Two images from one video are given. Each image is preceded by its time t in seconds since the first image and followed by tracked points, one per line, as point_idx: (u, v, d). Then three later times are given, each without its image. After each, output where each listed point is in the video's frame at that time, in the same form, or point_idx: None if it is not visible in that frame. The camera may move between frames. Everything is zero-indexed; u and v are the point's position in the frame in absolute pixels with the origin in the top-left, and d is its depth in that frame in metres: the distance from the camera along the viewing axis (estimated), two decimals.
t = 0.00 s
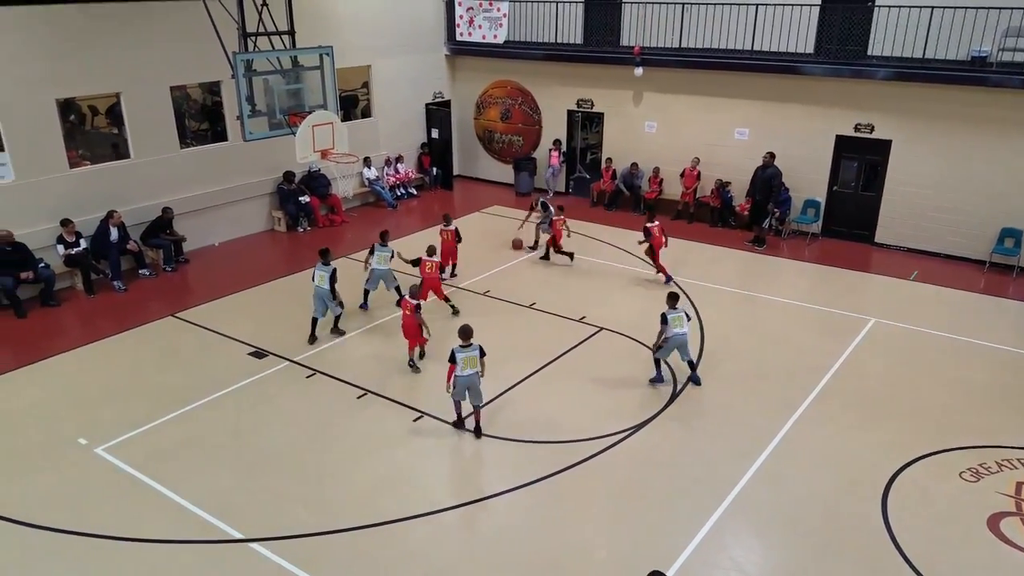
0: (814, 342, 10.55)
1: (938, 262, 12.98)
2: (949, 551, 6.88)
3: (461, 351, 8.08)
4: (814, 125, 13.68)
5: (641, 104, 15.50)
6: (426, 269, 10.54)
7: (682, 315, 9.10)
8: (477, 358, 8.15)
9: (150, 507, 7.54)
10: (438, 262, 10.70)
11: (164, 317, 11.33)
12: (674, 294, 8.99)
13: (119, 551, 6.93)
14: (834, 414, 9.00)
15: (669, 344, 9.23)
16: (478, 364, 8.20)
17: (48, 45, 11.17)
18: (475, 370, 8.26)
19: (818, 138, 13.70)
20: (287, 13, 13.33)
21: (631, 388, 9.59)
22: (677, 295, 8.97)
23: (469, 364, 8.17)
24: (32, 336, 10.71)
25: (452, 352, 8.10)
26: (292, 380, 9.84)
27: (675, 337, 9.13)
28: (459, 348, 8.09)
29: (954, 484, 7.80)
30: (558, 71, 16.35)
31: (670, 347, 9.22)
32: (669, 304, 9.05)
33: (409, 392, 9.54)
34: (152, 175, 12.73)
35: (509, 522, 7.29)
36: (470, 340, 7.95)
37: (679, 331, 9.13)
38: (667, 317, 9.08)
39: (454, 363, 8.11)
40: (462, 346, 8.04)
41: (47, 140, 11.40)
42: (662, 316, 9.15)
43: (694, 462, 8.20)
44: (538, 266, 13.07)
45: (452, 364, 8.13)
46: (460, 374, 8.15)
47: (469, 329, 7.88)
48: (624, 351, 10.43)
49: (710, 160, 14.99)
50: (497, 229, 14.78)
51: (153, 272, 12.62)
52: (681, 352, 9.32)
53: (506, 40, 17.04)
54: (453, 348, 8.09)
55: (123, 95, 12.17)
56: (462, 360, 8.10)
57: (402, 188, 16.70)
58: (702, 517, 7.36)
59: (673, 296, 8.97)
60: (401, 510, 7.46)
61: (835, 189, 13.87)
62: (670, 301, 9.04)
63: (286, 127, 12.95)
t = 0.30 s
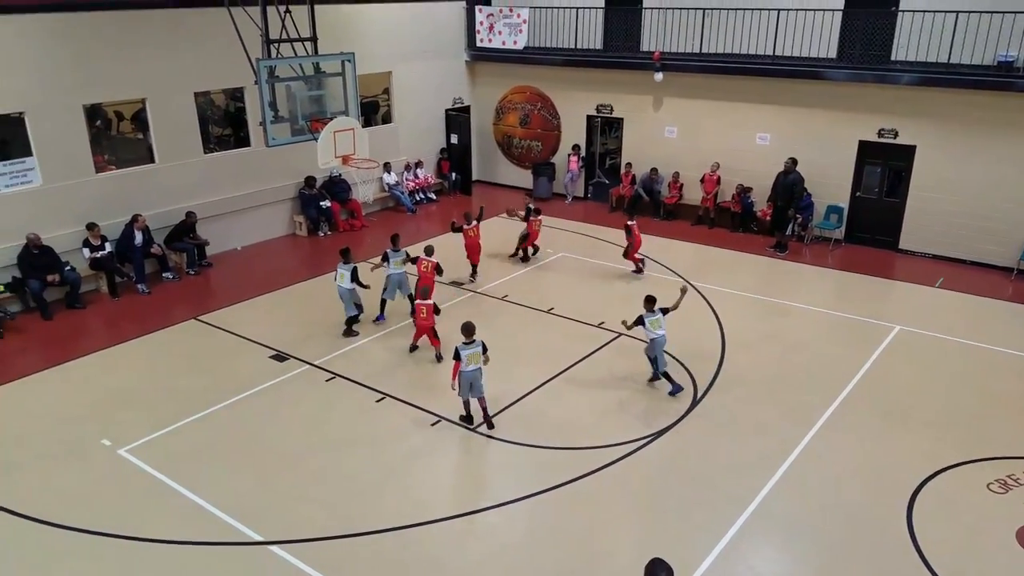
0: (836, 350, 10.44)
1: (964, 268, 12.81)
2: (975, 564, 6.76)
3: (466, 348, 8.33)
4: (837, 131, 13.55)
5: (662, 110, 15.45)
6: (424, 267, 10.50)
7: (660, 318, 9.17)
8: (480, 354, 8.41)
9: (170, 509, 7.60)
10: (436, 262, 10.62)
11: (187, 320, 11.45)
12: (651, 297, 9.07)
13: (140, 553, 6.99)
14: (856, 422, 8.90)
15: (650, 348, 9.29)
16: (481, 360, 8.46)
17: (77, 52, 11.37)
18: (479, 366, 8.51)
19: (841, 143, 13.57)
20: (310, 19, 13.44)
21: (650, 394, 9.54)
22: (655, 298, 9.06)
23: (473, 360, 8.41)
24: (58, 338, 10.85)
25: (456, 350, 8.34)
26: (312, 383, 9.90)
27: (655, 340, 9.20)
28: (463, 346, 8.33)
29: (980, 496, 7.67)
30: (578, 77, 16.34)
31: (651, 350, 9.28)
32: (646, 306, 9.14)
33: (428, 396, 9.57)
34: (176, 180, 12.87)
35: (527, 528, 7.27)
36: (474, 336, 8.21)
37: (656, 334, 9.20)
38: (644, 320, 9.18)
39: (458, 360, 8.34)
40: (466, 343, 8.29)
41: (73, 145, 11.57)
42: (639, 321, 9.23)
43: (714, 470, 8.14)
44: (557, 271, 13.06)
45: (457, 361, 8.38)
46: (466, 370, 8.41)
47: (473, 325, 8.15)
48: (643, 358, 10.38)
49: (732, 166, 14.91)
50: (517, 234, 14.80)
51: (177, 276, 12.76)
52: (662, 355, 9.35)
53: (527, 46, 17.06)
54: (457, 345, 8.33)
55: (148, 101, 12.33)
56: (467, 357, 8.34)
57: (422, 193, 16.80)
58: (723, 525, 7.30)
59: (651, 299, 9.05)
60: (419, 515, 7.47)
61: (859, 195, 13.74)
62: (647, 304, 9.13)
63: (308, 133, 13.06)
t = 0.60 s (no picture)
0: (853, 353, 10.41)
1: (979, 272, 12.75)
2: (993, 568, 6.72)
3: (467, 344, 8.52)
4: (851, 134, 13.54)
5: (675, 113, 15.45)
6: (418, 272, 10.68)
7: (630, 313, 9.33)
8: (482, 349, 8.60)
9: (186, 512, 7.63)
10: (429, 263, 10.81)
11: (201, 325, 11.47)
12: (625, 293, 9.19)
13: (157, 556, 7.02)
14: (874, 426, 8.86)
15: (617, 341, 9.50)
16: (482, 354, 8.66)
17: (91, 59, 11.43)
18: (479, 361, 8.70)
19: (855, 146, 13.56)
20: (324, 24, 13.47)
21: (666, 397, 9.53)
22: (626, 294, 9.19)
23: (475, 356, 8.59)
24: (72, 343, 10.89)
25: (459, 346, 8.52)
26: (328, 388, 9.92)
27: (623, 334, 9.41)
28: (465, 341, 8.52)
29: (999, 499, 7.62)
30: (590, 81, 16.36)
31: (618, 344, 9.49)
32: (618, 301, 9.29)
33: (443, 400, 9.57)
34: (190, 185, 12.92)
35: (542, 532, 7.26)
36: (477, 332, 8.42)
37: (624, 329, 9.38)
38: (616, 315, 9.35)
39: (461, 355, 8.52)
40: (469, 339, 8.48)
41: (89, 151, 11.63)
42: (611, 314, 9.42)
43: (733, 473, 8.11)
44: (571, 275, 13.06)
45: (459, 356, 8.55)
46: (468, 366, 8.57)
47: (475, 321, 8.36)
48: (658, 361, 10.36)
49: (745, 169, 14.90)
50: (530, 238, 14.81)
51: (191, 280, 12.80)
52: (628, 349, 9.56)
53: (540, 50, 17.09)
54: (460, 342, 8.52)
55: (162, 107, 12.38)
56: (469, 352, 8.52)
57: (436, 198, 16.81)
58: (739, 529, 7.26)
59: (622, 295, 9.17)
60: (435, 519, 7.47)
61: (873, 198, 13.71)
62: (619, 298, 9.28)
63: (322, 138, 13.08)
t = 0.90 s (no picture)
0: (860, 356, 10.41)
1: (984, 274, 12.75)
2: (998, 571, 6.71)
3: (464, 337, 8.67)
4: (856, 136, 13.56)
5: (680, 115, 15.47)
6: (419, 277, 10.68)
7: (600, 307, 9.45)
8: (477, 342, 8.75)
9: (193, 513, 7.64)
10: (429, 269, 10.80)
11: (206, 327, 11.46)
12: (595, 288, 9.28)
13: (163, 556, 7.03)
14: (882, 428, 8.86)
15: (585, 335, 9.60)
16: (477, 347, 8.81)
17: (97, 61, 11.46)
18: (474, 354, 8.85)
19: (860, 148, 13.58)
20: (330, 26, 13.47)
21: (675, 399, 9.54)
22: (598, 290, 9.26)
23: (470, 349, 8.75)
24: (78, 344, 10.91)
25: (454, 339, 8.66)
26: (334, 389, 9.92)
27: (591, 328, 9.52)
28: (462, 334, 8.67)
29: (1005, 503, 7.61)
30: (596, 83, 16.38)
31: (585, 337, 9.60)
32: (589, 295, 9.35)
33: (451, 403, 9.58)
34: (196, 186, 12.95)
35: (548, 534, 7.27)
36: (473, 326, 8.54)
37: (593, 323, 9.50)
38: (587, 310, 9.43)
39: (456, 348, 8.67)
40: (465, 332, 8.62)
41: (95, 152, 11.66)
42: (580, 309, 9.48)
43: (741, 474, 8.12)
44: (577, 277, 13.06)
45: (455, 349, 8.68)
46: (463, 358, 8.72)
47: (472, 315, 8.48)
48: (665, 363, 10.37)
49: (751, 172, 14.91)
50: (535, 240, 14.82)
51: (196, 282, 12.80)
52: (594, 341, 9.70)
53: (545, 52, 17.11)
54: (456, 335, 8.65)
55: (168, 108, 12.42)
56: (464, 345, 8.67)
57: (441, 200, 16.81)
58: (746, 532, 7.25)
59: (594, 290, 9.24)
60: (442, 520, 7.47)
61: (878, 201, 13.72)
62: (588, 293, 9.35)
63: (328, 140, 13.10)
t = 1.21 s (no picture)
0: (863, 362, 10.38)
1: (991, 280, 12.70)
2: None
3: (456, 336, 8.79)
4: (861, 142, 13.54)
5: (685, 121, 15.47)
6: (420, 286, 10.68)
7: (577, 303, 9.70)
8: (469, 340, 8.89)
9: (196, 516, 7.66)
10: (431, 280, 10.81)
11: (212, 331, 11.51)
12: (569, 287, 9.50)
13: (166, 560, 7.05)
14: (885, 434, 8.83)
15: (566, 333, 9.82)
16: (471, 346, 8.95)
17: (105, 65, 11.54)
18: (468, 353, 8.97)
19: (865, 154, 13.55)
20: (336, 31, 13.53)
21: (677, 404, 9.52)
22: (573, 288, 9.50)
23: (463, 347, 8.89)
24: (84, 347, 10.96)
25: (448, 338, 8.82)
26: (337, 393, 9.94)
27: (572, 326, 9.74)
28: (454, 333, 8.79)
29: (1010, 509, 7.58)
30: (601, 88, 16.40)
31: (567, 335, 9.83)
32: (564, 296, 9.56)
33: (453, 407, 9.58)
34: (202, 190, 13.01)
35: (550, 539, 7.25)
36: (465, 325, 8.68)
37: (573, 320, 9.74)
38: (565, 309, 9.64)
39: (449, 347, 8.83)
40: (457, 332, 8.75)
41: (102, 156, 11.72)
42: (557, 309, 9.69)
43: (742, 480, 8.10)
44: (580, 282, 13.07)
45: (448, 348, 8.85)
46: (457, 357, 8.87)
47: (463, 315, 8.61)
48: (667, 368, 10.36)
49: (755, 177, 14.89)
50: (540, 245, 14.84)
51: (202, 286, 12.86)
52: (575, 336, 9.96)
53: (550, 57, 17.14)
54: (449, 334, 8.81)
55: (175, 113, 12.47)
56: (457, 344, 8.82)
57: (445, 205, 16.88)
58: (750, 539, 7.22)
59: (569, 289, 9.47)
60: (444, 525, 7.48)
61: (884, 206, 13.68)
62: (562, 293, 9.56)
63: (333, 145, 13.15)
